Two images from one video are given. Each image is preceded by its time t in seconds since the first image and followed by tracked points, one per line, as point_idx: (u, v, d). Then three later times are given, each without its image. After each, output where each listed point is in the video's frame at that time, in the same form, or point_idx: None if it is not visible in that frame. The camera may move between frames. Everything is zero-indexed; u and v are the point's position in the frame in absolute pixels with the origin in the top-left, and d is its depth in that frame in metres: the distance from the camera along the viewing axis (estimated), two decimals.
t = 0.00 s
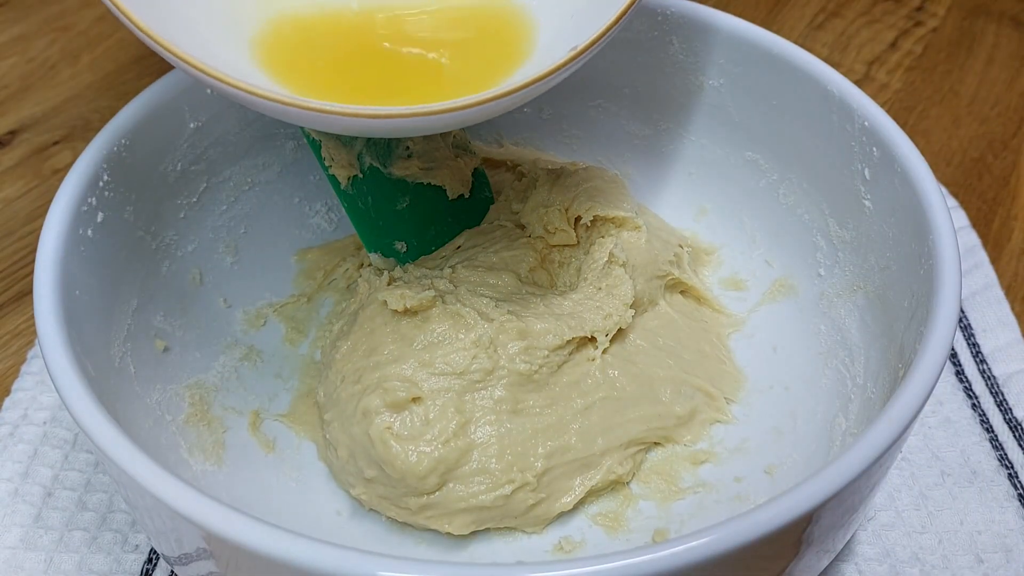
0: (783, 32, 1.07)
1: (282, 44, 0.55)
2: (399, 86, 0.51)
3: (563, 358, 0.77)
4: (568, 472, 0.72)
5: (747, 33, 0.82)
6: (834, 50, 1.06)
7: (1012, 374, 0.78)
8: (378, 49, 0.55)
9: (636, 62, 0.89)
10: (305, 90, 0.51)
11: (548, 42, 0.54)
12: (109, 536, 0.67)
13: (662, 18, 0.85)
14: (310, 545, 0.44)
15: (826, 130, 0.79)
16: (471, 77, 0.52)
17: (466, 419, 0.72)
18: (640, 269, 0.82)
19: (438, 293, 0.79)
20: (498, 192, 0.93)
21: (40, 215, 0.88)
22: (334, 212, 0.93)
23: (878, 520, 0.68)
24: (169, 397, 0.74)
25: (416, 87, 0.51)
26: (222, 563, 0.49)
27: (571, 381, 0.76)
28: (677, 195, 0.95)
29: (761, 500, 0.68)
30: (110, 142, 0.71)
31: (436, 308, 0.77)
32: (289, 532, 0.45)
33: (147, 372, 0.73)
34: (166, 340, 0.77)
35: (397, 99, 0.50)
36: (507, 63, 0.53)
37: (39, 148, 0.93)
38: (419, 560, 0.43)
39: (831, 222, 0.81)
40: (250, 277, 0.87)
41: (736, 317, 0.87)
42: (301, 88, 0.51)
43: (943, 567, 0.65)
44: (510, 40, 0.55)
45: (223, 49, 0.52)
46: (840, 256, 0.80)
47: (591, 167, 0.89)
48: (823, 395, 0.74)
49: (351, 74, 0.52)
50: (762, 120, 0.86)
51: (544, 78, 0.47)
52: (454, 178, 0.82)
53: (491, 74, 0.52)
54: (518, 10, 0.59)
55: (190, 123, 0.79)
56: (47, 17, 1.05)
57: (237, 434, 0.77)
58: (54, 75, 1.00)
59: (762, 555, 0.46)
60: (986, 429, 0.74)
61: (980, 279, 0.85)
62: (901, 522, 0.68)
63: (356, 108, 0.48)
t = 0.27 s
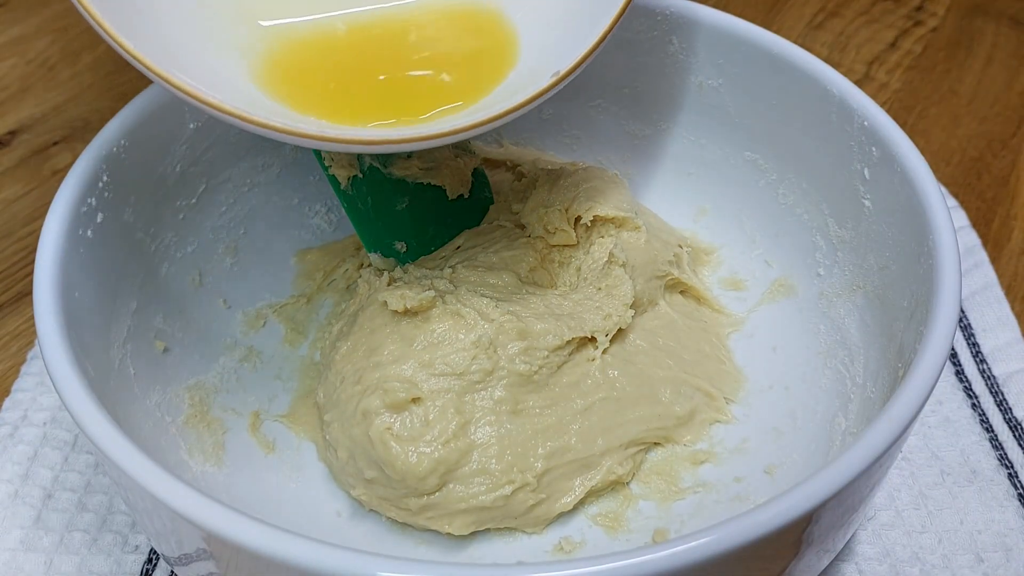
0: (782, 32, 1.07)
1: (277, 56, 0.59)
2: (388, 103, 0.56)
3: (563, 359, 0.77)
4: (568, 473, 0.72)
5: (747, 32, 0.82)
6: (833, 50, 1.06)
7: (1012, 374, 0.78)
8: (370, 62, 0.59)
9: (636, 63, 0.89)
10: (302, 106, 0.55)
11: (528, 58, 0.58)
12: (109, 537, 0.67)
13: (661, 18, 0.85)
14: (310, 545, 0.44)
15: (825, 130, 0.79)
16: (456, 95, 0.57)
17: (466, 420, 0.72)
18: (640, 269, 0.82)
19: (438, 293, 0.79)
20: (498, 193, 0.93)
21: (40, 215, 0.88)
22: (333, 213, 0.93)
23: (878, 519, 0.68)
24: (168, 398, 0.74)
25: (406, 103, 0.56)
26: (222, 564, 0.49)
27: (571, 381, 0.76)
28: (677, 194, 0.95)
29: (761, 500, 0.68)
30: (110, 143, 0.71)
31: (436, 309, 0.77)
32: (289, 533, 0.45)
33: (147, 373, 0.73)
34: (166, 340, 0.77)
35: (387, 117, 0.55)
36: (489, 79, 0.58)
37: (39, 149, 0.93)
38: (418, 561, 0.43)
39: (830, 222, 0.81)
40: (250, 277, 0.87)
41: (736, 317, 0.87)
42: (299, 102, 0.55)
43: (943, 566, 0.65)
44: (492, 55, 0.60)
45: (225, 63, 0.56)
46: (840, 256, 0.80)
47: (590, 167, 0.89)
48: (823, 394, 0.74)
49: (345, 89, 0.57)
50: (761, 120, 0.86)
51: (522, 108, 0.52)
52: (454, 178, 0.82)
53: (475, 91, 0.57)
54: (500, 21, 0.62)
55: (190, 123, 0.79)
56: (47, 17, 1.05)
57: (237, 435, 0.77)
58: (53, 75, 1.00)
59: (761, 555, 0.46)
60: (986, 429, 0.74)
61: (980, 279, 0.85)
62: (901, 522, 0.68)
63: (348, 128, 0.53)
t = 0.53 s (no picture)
0: (783, 32, 1.07)
1: (258, 80, 0.60)
2: (372, 124, 0.57)
3: (563, 359, 0.77)
4: (568, 472, 0.72)
5: (747, 32, 0.82)
6: (834, 50, 1.06)
7: (1012, 374, 0.78)
8: (355, 79, 0.60)
9: (636, 63, 0.89)
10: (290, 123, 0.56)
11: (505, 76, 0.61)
12: (109, 537, 0.67)
13: (661, 18, 0.85)
14: (310, 546, 0.44)
15: (825, 130, 0.79)
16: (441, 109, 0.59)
17: (466, 420, 0.72)
18: (640, 269, 0.82)
19: (439, 293, 0.80)
20: (498, 193, 0.93)
21: (40, 215, 0.88)
22: (334, 212, 0.93)
23: (878, 520, 0.68)
24: (168, 399, 0.74)
25: (392, 118, 0.58)
26: (222, 564, 0.49)
27: (572, 381, 0.76)
28: (678, 194, 0.95)
29: (762, 500, 0.68)
30: (110, 142, 0.71)
31: (437, 309, 0.77)
32: (289, 533, 0.45)
33: (147, 373, 0.73)
34: (166, 340, 0.77)
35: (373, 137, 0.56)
36: (472, 95, 0.60)
37: (39, 149, 0.93)
38: (419, 561, 0.43)
39: (830, 223, 0.81)
40: (251, 277, 0.87)
41: (736, 317, 0.87)
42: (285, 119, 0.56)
43: (943, 566, 0.65)
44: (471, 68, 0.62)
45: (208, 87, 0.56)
46: (840, 257, 0.80)
47: (590, 167, 0.89)
48: (824, 395, 0.74)
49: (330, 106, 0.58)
50: (762, 120, 0.86)
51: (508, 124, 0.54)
52: (454, 178, 0.82)
53: (456, 107, 0.59)
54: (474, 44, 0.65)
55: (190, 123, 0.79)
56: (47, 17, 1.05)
57: (237, 435, 0.77)
58: (53, 75, 1.00)
59: (761, 555, 0.46)
60: (986, 429, 0.74)
61: (980, 279, 0.85)
62: (902, 522, 0.68)
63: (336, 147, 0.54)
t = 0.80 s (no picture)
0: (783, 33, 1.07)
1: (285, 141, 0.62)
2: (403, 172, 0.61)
3: (563, 359, 0.77)
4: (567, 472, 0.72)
5: (747, 32, 0.82)
6: (834, 51, 1.06)
7: (1012, 374, 0.78)
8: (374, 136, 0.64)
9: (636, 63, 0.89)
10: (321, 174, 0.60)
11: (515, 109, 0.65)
12: (109, 537, 0.67)
13: (661, 18, 0.85)
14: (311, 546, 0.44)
15: (826, 130, 0.79)
16: (462, 156, 0.63)
17: (466, 420, 0.73)
18: (640, 270, 0.82)
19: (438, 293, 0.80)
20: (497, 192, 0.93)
21: (41, 215, 0.88)
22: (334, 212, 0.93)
23: (878, 520, 0.68)
24: (168, 399, 0.74)
25: (420, 164, 0.62)
26: (222, 564, 0.49)
27: (571, 381, 0.77)
28: (679, 195, 0.95)
29: (762, 501, 0.68)
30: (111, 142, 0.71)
31: (437, 309, 0.77)
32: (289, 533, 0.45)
33: (148, 373, 0.73)
34: (166, 340, 0.77)
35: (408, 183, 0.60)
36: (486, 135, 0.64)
37: (39, 149, 0.93)
38: (419, 562, 0.43)
39: (831, 223, 0.81)
40: (251, 278, 0.87)
41: (736, 318, 0.87)
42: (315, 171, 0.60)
43: (943, 567, 0.65)
44: (489, 111, 0.66)
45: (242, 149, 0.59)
46: (840, 257, 0.80)
47: (589, 167, 0.89)
48: (824, 395, 0.75)
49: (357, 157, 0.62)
50: (762, 121, 0.86)
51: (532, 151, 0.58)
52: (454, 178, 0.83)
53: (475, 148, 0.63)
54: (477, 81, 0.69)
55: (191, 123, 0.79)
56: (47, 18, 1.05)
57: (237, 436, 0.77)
58: (53, 75, 1.00)
59: (761, 555, 0.46)
60: (986, 429, 0.74)
61: (980, 279, 0.85)
62: (902, 523, 0.68)
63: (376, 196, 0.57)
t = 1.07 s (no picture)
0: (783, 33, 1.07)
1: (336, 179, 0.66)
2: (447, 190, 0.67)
3: (563, 359, 0.77)
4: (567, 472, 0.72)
5: (748, 32, 0.82)
6: (834, 51, 1.06)
7: (1012, 374, 0.78)
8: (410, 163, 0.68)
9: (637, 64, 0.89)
10: (349, 202, 0.65)
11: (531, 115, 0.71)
12: (109, 536, 0.67)
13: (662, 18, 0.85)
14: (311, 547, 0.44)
15: (826, 130, 0.79)
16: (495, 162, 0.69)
17: (466, 419, 0.73)
18: (641, 269, 0.82)
19: (438, 293, 0.80)
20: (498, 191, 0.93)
21: (41, 214, 0.88)
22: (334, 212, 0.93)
23: (879, 520, 0.68)
24: (167, 398, 0.74)
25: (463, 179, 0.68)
26: (223, 564, 0.49)
27: (571, 381, 0.77)
28: (679, 195, 0.95)
29: (762, 501, 0.68)
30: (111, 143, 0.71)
31: (437, 310, 0.77)
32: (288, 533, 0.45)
33: (148, 372, 0.73)
34: (166, 340, 0.77)
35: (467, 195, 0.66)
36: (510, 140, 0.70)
37: (39, 149, 0.93)
38: (418, 561, 0.43)
39: (831, 223, 0.81)
40: (252, 277, 0.87)
41: (736, 317, 0.87)
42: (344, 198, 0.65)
43: (943, 567, 0.65)
44: (494, 121, 0.72)
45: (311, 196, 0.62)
46: (840, 257, 0.80)
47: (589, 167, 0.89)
48: (824, 395, 0.75)
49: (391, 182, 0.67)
50: (762, 121, 0.86)
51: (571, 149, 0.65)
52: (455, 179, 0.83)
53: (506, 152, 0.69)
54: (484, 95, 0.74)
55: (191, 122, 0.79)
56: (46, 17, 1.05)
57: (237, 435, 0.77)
58: (53, 75, 0.99)
59: (761, 555, 0.46)
60: (986, 429, 0.74)
61: (981, 280, 0.85)
62: (901, 523, 0.68)
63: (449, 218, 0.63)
